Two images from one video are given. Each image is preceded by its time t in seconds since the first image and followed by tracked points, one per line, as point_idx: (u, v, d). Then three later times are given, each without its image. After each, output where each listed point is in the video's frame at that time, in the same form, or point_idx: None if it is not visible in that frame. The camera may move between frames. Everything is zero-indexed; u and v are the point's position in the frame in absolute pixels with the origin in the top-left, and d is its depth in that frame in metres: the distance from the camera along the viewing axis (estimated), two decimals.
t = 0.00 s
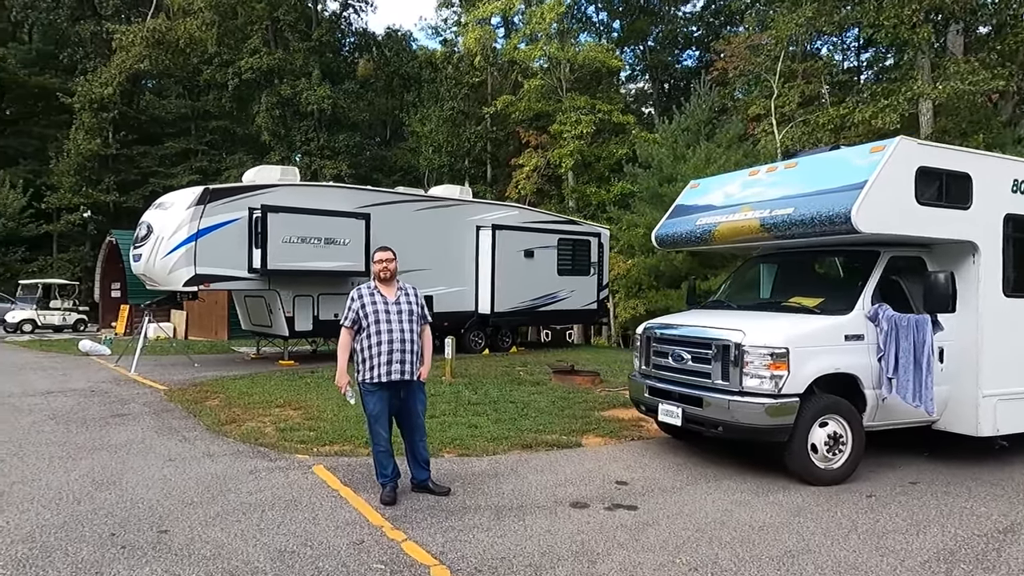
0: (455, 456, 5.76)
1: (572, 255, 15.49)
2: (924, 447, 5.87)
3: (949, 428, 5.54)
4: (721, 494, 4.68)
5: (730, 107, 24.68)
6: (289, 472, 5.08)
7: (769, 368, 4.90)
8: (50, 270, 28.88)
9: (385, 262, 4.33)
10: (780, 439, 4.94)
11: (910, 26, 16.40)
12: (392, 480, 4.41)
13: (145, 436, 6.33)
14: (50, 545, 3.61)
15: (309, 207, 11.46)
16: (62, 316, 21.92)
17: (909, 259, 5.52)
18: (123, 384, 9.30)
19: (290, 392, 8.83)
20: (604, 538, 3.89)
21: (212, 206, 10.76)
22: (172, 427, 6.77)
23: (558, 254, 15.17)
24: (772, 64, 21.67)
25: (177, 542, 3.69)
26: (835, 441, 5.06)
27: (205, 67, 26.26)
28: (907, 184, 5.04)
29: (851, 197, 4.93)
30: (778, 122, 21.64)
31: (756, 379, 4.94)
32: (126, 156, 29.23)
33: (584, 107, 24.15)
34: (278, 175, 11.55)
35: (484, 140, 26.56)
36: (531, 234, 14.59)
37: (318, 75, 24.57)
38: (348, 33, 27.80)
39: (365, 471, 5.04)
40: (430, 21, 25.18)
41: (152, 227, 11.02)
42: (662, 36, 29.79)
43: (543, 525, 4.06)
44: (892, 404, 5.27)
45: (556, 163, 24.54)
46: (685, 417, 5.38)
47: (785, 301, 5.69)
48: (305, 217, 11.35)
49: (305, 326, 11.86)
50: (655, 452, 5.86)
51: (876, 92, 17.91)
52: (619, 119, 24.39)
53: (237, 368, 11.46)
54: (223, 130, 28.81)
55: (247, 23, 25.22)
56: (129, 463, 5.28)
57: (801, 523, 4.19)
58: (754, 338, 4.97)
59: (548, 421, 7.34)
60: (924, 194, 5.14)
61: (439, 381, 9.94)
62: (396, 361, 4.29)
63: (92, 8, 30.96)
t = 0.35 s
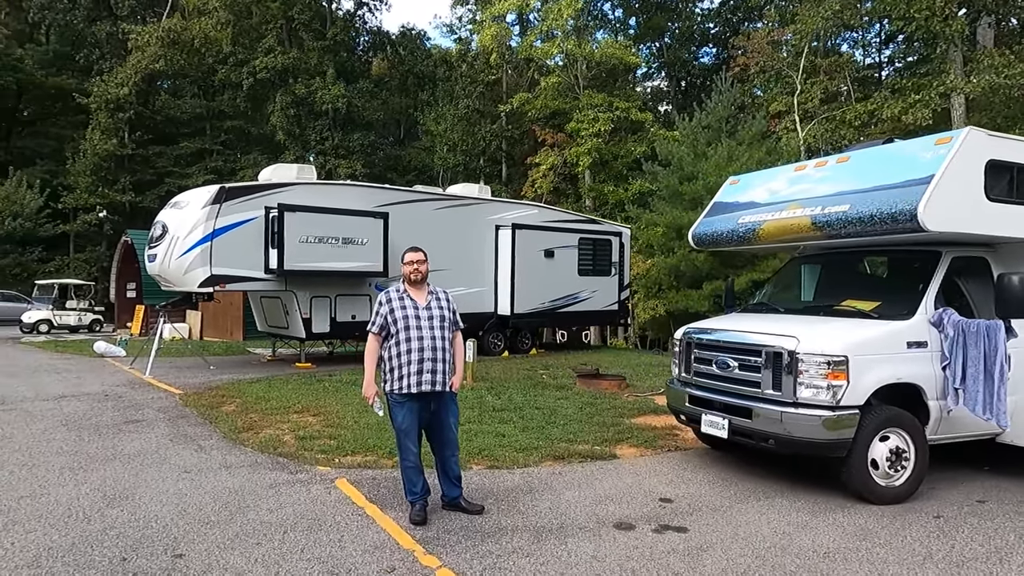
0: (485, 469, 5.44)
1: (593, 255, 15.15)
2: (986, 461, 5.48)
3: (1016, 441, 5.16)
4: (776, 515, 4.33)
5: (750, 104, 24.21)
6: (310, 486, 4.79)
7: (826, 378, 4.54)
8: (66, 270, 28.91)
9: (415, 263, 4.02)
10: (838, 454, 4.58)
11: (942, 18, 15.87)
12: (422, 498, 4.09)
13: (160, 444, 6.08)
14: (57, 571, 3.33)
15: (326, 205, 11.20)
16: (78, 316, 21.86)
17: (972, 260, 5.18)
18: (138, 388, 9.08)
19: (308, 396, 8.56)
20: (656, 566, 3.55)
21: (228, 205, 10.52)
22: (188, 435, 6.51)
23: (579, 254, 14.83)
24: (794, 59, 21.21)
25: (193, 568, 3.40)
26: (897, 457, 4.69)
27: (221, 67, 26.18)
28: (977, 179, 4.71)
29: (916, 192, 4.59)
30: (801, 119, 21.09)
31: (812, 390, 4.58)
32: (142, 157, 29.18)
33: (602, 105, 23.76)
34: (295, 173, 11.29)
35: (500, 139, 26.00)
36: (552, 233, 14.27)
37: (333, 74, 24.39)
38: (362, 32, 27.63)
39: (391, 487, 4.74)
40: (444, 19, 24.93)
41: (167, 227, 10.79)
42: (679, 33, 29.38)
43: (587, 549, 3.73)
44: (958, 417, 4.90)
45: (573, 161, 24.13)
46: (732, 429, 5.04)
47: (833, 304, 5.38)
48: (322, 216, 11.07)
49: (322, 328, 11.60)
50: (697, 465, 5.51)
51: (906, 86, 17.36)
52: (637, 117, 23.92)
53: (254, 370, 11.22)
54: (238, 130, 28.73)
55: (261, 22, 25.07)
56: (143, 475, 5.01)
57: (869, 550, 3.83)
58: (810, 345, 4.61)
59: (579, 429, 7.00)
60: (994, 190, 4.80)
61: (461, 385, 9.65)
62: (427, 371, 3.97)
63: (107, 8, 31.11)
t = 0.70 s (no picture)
0: (502, 480, 5.12)
1: (604, 254, 14.82)
2: None
3: None
4: (821, 534, 4.00)
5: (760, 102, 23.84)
6: (318, 499, 4.48)
7: (873, 384, 4.21)
8: (70, 270, 28.71)
9: (433, 260, 3.73)
10: (884, 465, 4.25)
11: (962, 12, 15.47)
12: (439, 514, 3.77)
13: (159, 451, 5.79)
14: None
15: (332, 203, 10.91)
16: (81, 317, 21.64)
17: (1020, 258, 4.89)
18: (138, 391, 8.80)
19: (314, 400, 8.25)
20: None
21: (231, 203, 10.23)
22: (188, 441, 6.21)
23: (589, 253, 14.50)
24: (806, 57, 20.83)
25: None
26: (948, 469, 4.37)
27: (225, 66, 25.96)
28: None
29: (970, 184, 4.28)
30: (812, 117, 20.75)
31: (858, 397, 4.25)
32: (146, 156, 28.96)
33: (610, 103, 23.41)
34: (300, 170, 11.00)
35: (507, 138, 25.67)
36: (562, 232, 13.96)
37: (338, 73, 24.11)
38: (367, 31, 27.43)
39: (404, 500, 4.43)
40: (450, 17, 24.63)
41: (169, 225, 10.51)
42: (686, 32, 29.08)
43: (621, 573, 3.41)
44: (1011, 425, 4.58)
45: (581, 160, 23.77)
46: (767, 438, 4.72)
47: (869, 304, 5.13)
48: (328, 214, 10.77)
49: (327, 329, 11.30)
50: (727, 477, 5.19)
51: (924, 82, 16.98)
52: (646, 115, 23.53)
53: (257, 372, 10.93)
54: (243, 129, 28.51)
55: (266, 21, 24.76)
56: (139, 487, 4.71)
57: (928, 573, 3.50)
58: (855, 349, 4.28)
59: (598, 436, 6.68)
60: None
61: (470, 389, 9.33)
62: (447, 376, 3.66)
63: (112, 7, 30.95)
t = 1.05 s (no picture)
0: (515, 496, 4.80)
1: (608, 254, 14.50)
2: None
3: None
4: (867, 558, 3.69)
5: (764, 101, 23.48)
6: (319, 519, 4.16)
7: (921, 395, 3.89)
8: (65, 271, 28.30)
9: (445, 257, 3.40)
10: (930, 482, 3.95)
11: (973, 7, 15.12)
12: (452, 539, 3.45)
13: (149, 465, 5.45)
14: None
15: (332, 202, 10.58)
16: (75, 318, 21.26)
17: None
18: (129, 398, 8.46)
19: (313, 407, 7.92)
20: None
21: (227, 202, 9.88)
22: (181, 453, 5.88)
23: (594, 253, 14.19)
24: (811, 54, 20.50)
25: None
26: (999, 486, 4.09)
27: (221, 64, 25.55)
28: None
29: None
30: (817, 115, 20.52)
31: (903, 408, 3.94)
32: (142, 156, 28.56)
33: (611, 101, 23.02)
34: (298, 168, 10.64)
35: (507, 137, 25.31)
36: (566, 232, 13.63)
37: (335, 71, 23.73)
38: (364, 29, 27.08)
39: (413, 521, 4.11)
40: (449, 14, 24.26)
41: (163, 224, 10.16)
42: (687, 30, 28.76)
43: None
44: None
45: (582, 159, 23.41)
46: (801, 452, 4.40)
47: (895, 305, 4.95)
48: (328, 213, 10.43)
49: (326, 332, 10.96)
50: (755, 492, 4.87)
51: (933, 79, 16.71)
52: (648, 113, 23.17)
53: (254, 376, 10.59)
54: (239, 128, 28.11)
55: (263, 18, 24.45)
56: (127, 507, 4.38)
57: None
58: (899, 357, 3.97)
59: (612, 445, 6.36)
60: None
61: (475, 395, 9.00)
62: (463, 389, 3.34)
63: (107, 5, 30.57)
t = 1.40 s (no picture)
0: (530, 512, 4.50)
1: (612, 256, 14.23)
2: None
3: None
4: None
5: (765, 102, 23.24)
6: (321, 540, 3.86)
7: (973, 406, 3.64)
8: (57, 274, 27.86)
9: (463, 252, 3.12)
10: (984, 499, 3.68)
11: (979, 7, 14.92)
12: (470, 565, 3.15)
13: (140, 479, 5.14)
14: None
15: (331, 202, 10.28)
16: (67, 321, 20.88)
17: None
18: (120, 405, 8.12)
19: (312, 415, 7.61)
20: None
21: (223, 201, 9.56)
22: (173, 465, 5.55)
23: (598, 255, 13.91)
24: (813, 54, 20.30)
25: None
26: None
27: (217, 65, 25.21)
28: None
29: None
30: (820, 116, 20.41)
31: (955, 421, 3.67)
32: (136, 157, 28.16)
33: (611, 102, 22.70)
34: (296, 167, 10.34)
35: (505, 138, 24.99)
36: (569, 233, 13.36)
37: (332, 72, 23.45)
38: (361, 30, 26.79)
39: (423, 543, 3.80)
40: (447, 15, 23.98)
41: (156, 225, 9.83)
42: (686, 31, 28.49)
43: None
44: None
45: (582, 160, 23.06)
46: (839, 466, 4.12)
47: (909, 309, 5.17)
48: (327, 213, 10.13)
49: (325, 336, 10.64)
50: (785, 507, 4.59)
51: (939, 79, 16.53)
52: (649, 114, 22.85)
53: (250, 382, 10.26)
54: (235, 130, 27.75)
55: (259, 19, 24.21)
56: (114, 528, 4.06)
57: None
58: (950, 365, 3.71)
59: (627, 455, 6.06)
60: None
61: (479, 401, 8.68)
62: (484, 401, 3.06)
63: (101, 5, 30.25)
